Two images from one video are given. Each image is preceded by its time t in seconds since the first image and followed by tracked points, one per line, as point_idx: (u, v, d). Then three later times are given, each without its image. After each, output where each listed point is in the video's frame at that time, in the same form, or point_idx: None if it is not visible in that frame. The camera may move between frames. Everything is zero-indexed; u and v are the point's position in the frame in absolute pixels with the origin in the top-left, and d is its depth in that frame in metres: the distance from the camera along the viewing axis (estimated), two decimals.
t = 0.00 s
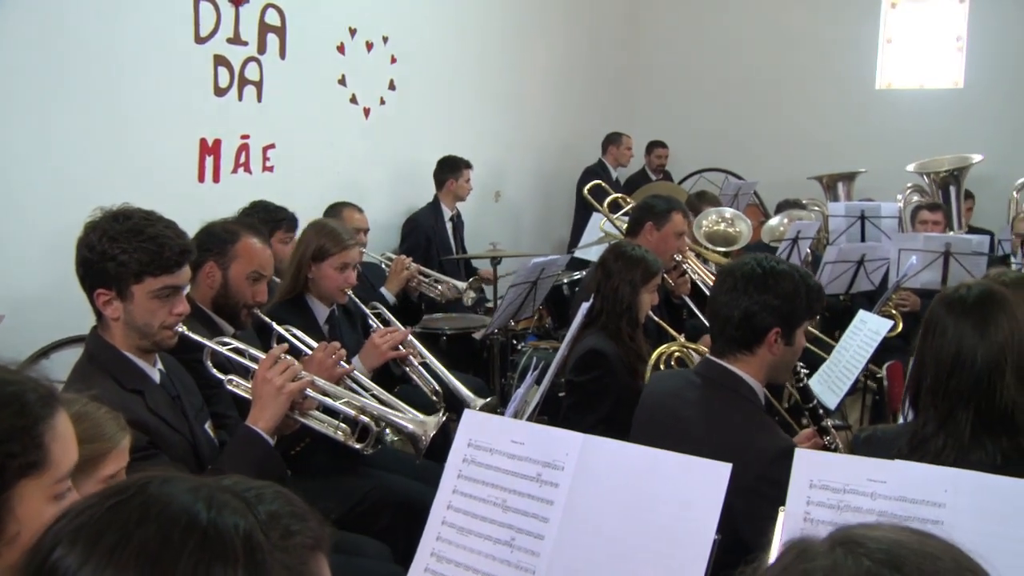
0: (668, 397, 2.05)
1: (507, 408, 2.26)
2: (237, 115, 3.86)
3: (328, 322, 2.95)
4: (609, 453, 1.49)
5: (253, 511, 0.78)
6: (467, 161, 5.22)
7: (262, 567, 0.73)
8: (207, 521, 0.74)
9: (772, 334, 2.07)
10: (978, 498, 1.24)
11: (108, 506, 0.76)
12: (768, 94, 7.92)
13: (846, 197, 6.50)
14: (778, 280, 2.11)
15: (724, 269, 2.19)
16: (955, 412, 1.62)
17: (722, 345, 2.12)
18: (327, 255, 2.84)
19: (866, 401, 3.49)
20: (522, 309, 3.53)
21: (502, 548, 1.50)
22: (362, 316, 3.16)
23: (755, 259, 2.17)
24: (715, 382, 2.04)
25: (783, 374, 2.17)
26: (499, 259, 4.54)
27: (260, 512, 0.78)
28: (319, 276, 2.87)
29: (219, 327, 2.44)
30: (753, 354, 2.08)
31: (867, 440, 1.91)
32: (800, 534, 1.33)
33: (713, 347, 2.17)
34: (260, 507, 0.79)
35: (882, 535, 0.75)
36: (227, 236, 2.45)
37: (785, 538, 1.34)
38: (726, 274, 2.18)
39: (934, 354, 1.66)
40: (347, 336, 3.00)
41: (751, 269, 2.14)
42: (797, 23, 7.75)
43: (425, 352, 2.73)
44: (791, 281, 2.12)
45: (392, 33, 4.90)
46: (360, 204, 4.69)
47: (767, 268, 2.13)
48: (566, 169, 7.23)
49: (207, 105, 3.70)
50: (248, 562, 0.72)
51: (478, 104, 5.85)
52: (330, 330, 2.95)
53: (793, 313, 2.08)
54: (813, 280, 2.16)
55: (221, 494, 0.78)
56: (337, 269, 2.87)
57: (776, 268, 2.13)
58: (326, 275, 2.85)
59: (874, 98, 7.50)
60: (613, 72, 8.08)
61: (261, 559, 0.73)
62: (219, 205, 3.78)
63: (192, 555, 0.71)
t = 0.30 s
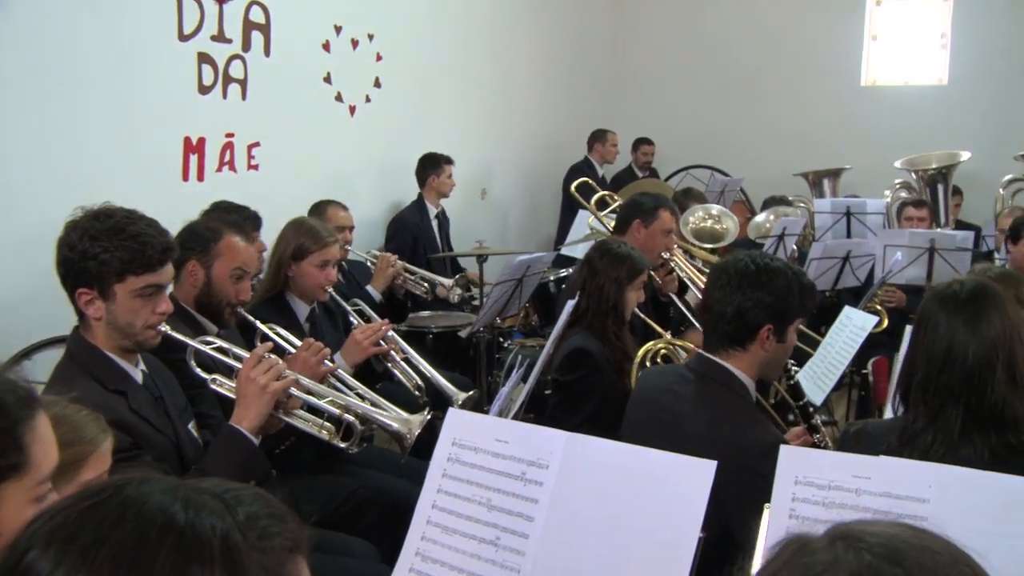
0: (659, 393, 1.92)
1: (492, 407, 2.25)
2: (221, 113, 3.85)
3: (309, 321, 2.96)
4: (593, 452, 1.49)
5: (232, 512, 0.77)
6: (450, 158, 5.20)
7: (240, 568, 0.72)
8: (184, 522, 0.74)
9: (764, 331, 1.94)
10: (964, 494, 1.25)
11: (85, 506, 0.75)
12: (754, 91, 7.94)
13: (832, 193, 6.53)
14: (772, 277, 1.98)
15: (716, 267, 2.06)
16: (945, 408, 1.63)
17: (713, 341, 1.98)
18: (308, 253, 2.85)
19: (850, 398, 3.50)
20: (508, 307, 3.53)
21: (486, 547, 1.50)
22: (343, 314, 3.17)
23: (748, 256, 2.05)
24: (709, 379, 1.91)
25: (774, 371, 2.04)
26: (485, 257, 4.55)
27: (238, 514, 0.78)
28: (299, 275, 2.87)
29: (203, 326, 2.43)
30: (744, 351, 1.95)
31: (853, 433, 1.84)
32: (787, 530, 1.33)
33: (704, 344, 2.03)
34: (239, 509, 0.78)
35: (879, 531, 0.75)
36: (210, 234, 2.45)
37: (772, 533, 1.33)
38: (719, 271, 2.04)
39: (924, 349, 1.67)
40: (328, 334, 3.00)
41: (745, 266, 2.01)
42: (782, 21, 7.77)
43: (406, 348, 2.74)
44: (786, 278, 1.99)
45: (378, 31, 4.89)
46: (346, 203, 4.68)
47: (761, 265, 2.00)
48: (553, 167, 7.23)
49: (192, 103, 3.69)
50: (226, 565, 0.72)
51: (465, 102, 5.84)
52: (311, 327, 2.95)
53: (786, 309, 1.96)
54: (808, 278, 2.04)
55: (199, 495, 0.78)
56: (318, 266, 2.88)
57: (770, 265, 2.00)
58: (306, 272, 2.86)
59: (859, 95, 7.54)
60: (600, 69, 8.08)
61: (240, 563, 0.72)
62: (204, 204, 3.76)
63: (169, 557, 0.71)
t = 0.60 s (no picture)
0: (634, 389, 1.92)
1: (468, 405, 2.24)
2: (193, 110, 3.81)
3: (281, 318, 2.95)
4: (567, 450, 1.49)
5: (190, 515, 0.76)
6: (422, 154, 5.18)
7: (198, 571, 0.71)
8: (139, 525, 0.73)
9: (739, 326, 1.95)
10: (935, 489, 1.26)
11: (35, 514, 0.75)
12: (728, 88, 7.98)
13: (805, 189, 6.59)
14: (746, 273, 1.99)
15: (691, 263, 2.06)
16: (923, 404, 1.64)
17: (687, 337, 1.99)
18: (277, 249, 2.85)
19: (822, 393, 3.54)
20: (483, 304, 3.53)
21: (461, 545, 1.50)
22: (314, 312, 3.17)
23: (723, 252, 2.06)
24: (684, 374, 1.91)
25: (749, 366, 2.05)
26: (459, 254, 4.51)
27: (198, 517, 0.77)
28: (270, 271, 2.87)
29: (174, 326, 2.41)
30: (719, 346, 1.95)
31: (832, 428, 1.83)
32: (762, 526, 1.34)
33: (677, 341, 2.04)
34: (198, 512, 0.77)
35: (882, 520, 0.76)
36: (179, 232, 2.42)
37: (747, 530, 1.34)
38: (693, 268, 2.05)
39: (905, 345, 1.68)
40: (300, 332, 2.99)
41: (720, 263, 2.02)
42: (756, 18, 7.82)
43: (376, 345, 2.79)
44: (760, 274, 2.00)
45: (351, 28, 4.87)
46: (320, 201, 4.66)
47: (735, 261, 2.01)
48: (528, 163, 7.24)
49: (163, 99, 3.65)
50: (184, 569, 0.71)
51: (440, 99, 5.84)
52: (283, 325, 2.94)
53: (759, 304, 1.96)
54: (781, 273, 2.05)
55: (155, 497, 0.77)
56: (289, 262, 2.88)
57: (744, 261, 2.01)
58: (276, 267, 2.86)
59: (832, 92, 7.63)
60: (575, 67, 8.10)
61: (198, 569, 0.72)
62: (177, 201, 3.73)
63: (123, 562, 0.70)
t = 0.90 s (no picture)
0: (617, 386, 1.92)
1: (452, 403, 2.24)
2: (175, 108, 3.79)
3: (266, 318, 2.94)
4: (550, 449, 1.48)
5: (163, 518, 0.77)
6: (406, 153, 5.17)
7: None
8: (110, 530, 0.74)
9: (720, 323, 1.96)
10: (917, 485, 1.28)
11: (8, 519, 0.77)
12: (712, 86, 8.01)
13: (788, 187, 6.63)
14: (727, 271, 1.99)
15: (673, 260, 2.07)
16: (907, 400, 1.64)
17: (669, 334, 1.99)
18: (263, 250, 2.84)
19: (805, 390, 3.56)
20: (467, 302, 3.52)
21: (444, 545, 1.50)
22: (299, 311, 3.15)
23: (704, 249, 2.06)
24: (667, 372, 1.91)
25: (732, 363, 2.06)
26: (442, 251, 4.49)
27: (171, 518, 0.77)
28: (255, 270, 2.86)
29: (156, 325, 2.40)
30: (700, 344, 1.96)
31: (816, 425, 1.83)
32: (746, 523, 1.35)
33: (660, 338, 2.04)
34: (171, 514, 0.77)
35: (876, 519, 0.76)
36: (161, 231, 2.41)
37: (730, 528, 1.35)
38: (675, 265, 2.05)
39: (888, 341, 1.69)
40: (285, 332, 2.97)
41: (701, 260, 2.02)
42: (740, 16, 7.86)
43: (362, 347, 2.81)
44: (741, 272, 2.01)
45: (334, 26, 4.85)
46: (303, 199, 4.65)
47: (716, 258, 2.01)
48: (512, 161, 7.25)
49: (144, 97, 3.63)
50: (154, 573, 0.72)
51: (424, 97, 5.84)
52: (268, 325, 2.93)
53: (740, 301, 1.97)
54: (762, 270, 2.05)
55: (128, 500, 0.78)
56: (274, 262, 2.87)
57: (725, 258, 2.01)
58: (260, 268, 2.85)
59: (814, 90, 7.68)
60: (560, 65, 8.11)
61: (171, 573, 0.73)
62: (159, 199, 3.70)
63: (96, 567, 0.72)
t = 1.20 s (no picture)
0: (601, 386, 1.93)
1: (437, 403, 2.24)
2: (159, 108, 3.77)
3: (254, 318, 2.93)
4: (535, 448, 1.48)
5: (150, 519, 0.79)
6: (391, 152, 5.17)
7: None
8: (97, 532, 0.77)
9: (703, 321, 1.96)
10: (899, 483, 1.29)
11: None
12: (697, 85, 8.04)
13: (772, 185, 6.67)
14: (709, 269, 2.00)
15: (654, 259, 2.08)
16: (889, 398, 1.65)
17: (652, 333, 1.99)
18: (254, 252, 2.84)
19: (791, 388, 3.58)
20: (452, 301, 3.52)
21: (429, 544, 1.50)
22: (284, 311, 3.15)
23: (685, 248, 2.07)
24: (650, 372, 1.91)
25: (715, 361, 2.06)
26: (428, 249, 4.49)
27: (158, 520, 0.80)
28: (243, 272, 2.85)
29: (139, 325, 2.39)
30: (683, 343, 1.96)
31: (799, 424, 1.83)
32: (729, 522, 1.35)
33: (643, 337, 2.04)
34: (158, 515, 0.80)
35: (846, 511, 0.76)
36: (145, 231, 2.40)
37: (714, 526, 1.36)
38: (657, 263, 2.06)
39: (870, 340, 1.69)
40: (272, 332, 2.96)
41: (683, 258, 2.03)
42: (725, 15, 7.89)
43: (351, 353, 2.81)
44: (724, 269, 2.01)
45: (318, 24, 4.84)
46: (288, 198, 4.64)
47: (698, 256, 2.02)
48: (498, 160, 7.26)
49: (127, 96, 3.61)
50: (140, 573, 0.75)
51: (410, 96, 5.84)
52: (256, 326, 2.93)
53: (723, 300, 1.98)
54: (744, 267, 2.06)
55: (115, 502, 0.80)
56: (263, 264, 2.87)
57: (707, 256, 2.02)
58: (252, 270, 2.85)
59: (799, 89, 7.73)
60: (546, 63, 8.11)
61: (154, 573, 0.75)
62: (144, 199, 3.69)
63: (82, 569, 0.74)
